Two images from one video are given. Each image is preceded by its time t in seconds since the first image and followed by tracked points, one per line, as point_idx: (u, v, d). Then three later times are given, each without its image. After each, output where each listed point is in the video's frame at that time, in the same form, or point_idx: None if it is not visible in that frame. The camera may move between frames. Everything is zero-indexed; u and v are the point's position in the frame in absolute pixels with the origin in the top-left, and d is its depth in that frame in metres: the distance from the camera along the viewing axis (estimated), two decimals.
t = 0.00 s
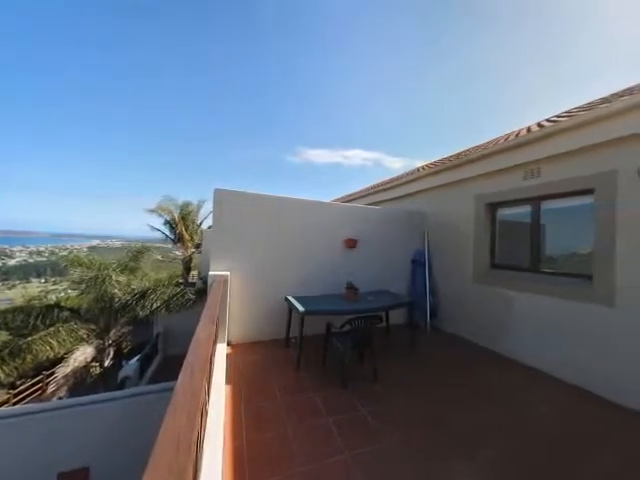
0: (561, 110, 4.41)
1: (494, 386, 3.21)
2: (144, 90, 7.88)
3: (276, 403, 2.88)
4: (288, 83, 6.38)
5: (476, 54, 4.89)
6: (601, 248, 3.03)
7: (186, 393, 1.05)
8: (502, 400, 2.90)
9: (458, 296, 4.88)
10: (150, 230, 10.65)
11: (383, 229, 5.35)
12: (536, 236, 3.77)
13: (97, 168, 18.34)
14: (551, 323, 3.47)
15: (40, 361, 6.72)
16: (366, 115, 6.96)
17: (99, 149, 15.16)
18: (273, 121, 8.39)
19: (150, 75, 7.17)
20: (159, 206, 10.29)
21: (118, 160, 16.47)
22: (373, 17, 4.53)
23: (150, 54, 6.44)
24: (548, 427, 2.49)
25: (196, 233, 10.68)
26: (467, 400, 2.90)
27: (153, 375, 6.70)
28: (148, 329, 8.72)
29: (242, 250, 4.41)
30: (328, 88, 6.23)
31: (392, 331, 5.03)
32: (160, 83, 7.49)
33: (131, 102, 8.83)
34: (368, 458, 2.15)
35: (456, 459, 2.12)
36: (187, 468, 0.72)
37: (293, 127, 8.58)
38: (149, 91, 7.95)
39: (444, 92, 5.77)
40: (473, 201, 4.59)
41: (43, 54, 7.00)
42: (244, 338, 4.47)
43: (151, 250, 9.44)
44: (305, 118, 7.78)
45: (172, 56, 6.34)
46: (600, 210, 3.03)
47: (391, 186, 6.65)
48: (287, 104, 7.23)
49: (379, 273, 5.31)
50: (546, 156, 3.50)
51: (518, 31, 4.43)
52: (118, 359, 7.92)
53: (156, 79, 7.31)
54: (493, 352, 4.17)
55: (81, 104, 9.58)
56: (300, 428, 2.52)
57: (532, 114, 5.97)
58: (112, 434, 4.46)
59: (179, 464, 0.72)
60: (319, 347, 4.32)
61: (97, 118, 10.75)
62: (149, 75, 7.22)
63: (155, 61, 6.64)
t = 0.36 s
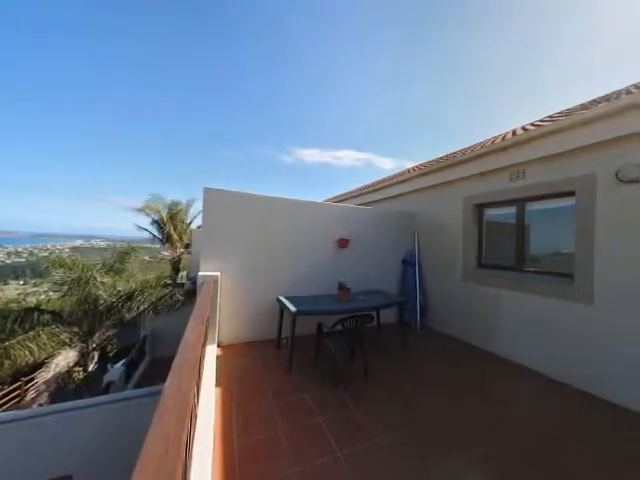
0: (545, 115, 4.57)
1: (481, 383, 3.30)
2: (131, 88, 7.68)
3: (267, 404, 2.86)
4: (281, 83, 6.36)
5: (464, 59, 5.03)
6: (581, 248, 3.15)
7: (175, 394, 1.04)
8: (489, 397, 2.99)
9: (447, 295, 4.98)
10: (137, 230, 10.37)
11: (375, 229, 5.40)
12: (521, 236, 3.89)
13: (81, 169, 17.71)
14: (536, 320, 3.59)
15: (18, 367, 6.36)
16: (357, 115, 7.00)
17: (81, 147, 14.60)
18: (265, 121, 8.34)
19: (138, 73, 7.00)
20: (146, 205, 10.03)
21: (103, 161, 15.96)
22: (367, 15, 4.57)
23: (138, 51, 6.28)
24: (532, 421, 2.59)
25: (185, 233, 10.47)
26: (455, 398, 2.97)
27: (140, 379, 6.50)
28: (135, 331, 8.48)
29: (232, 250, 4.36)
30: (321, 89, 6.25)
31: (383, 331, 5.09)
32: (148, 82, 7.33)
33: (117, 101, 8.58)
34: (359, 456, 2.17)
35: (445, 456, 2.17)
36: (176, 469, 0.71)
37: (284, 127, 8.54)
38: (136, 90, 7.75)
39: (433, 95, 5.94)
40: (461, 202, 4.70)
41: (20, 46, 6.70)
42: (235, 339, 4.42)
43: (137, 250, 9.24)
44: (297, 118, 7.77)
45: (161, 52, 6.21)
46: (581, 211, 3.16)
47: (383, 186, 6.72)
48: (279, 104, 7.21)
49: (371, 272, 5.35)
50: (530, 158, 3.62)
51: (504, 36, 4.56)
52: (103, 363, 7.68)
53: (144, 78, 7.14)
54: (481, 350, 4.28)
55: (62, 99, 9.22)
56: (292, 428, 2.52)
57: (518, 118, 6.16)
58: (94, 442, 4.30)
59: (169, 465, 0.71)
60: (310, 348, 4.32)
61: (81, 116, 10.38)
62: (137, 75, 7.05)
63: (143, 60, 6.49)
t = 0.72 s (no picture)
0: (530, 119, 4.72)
1: (469, 380, 3.38)
2: (116, 86, 7.45)
3: (258, 406, 2.84)
4: (272, 83, 6.32)
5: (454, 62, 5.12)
6: (563, 248, 3.28)
7: (163, 399, 1.02)
8: (477, 394, 3.07)
9: (436, 294, 5.08)
10: (123, 230, 10.20)
11: (366, 230, 5.45)
12: (507, 237, 4.01)
13: (63, 170, 17.04)
14: (521, 318, 3.71)
15: None
16: (350, 115, 6.99)
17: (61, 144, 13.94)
18: (256, 121, 8.27)
19: (124, 72, 6.79)
20: (133, 204, 9.78)
21: (86, 159, 15.40)
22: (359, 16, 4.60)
23: (124, 50, 6.10)
24: (518, 416, 2.68)
25: (173, 233, 10.30)
26: (444, 395, 3.04)
27: (126, 383, 6.33)
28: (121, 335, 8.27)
29: (223, 251, 4.29)
30: (313, 89, 6.26)
31: (374, 330, 5.15)
32: (135, 81, 7.14)
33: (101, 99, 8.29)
34: (350, 455, 2.19)
35: (435, 454, 2.20)
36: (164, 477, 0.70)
37: (274, 127, 8.45)
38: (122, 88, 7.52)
39: (425, 95, 5.99)
40: (450, 203, 4.80)
41: None
42: (225, 340, 4.35)
43: (123, 250, 8.91)
44: (289, 118, 7.73)
45: (148, 50, 6.04)
46: (562, 212, 3.29)
47: (373, 187, 6.78)
48: (271, 104, 7.16)
49: (362, 272, 5.39)
50: (516, 161, 3.74)
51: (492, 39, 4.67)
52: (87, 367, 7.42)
53: (130, 77, 6.94)
54: (469, 347, 4.40)
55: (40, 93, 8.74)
56: (283, 429, 2.51)
57: (504, 121, 6.34)
58: (73, 452, 4.12)
59: (156, 472, 0.70)
60: (302, 348, 4.32)
61: (62, 113, 9.98)
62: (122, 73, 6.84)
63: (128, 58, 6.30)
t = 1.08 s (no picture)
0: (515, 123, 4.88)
1: (458, 377, 3.46)
2: (102, 85, 7.22)
3: (249, 407, 2.82)
4: (263, 83, 6.28)
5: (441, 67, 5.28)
6: (546, 248, 3.41)
7: (151, 402, 1.00)
8: (465, 390, 3.16)
9: (426, 294, 5.17)
10: (108, 229, 9.85)
11: (357, 230, 5.50)
12: (494, 237, 4.13)
13: (41, 170, 16.28)
14: (506, 315, 3.83)
15: None
16: (342, 115, 7.01)
17: (41, 141, 13.35)
18: (247, 121, 8.20)
19: (111, 69, 6.58)
20: (118, 203, 9.46)
21: (68, 156, 14.83)
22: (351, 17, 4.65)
23: (110, 47, 5.90)
24: (503, 410, 2.77)
25: (161, 233, 9.99)
26: (434, 392, 3.11)
27: (112, 388, 6.12)
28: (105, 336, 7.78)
29: (213, 251, 4.22)
30: (304, 90, 6.27)
31: (365, 329, 5.20)
32: (120, 80, 6.96)
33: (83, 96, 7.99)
34: (342, 454, 2.20)
35: (426, 449, 2.25)
36: None
37: (265, 127, 8.38)
38: (106, 86, 7.28)
39: (413, 98, 6.09)
40: (439, 203, 4.90)
41: None
42: (215, 342, 4.29)
43: (109, 250, 8.51)
44: (280, 118, 7.70)
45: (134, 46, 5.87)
46: (545, 214, 3.42)
47: (365, 187, 6.83)
48: (261, 104, 7.12)
49: (353, 272, 5.43)
50: (501, 164, 3.86)
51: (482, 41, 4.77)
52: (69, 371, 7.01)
53: (115, 75, 6.75)
54: (457, 344, 4.50)
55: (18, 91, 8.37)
56: (275, 429, 2.50)
57: (490, 125, 6.53)
58: (55, 459, 3.95)
59: (145, 477, 0.69)
60: (293, 348, 4.31)
61: (41, 110, 9.55)
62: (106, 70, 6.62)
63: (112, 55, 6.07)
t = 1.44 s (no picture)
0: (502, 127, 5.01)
1: (447, 374, 3.53)
2: (87, 81, 6.97)
3: (239, 409, 2.78)
4: (256, 82, 6.23)
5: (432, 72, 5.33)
6: (530, 248, 3.52)
7: (137, 406, 0.97)
8: (453, 387, 3.22)
9: (416, 293, 5.25)
10: (92, 230, 9.49)
11: (348, 230, 5.52)
12: (481, 237, 4.24)
13: (21, 171, 15.55)
14: (493, 313, 3.94)
15: None
16: (334, 115, 7.01)
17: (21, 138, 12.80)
18: (238, 120, 8.09)
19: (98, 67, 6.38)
20: (103, 201, 9.09)
21: (49, 154, 14.22)
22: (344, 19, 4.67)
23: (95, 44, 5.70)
24: (490, 406, 2.84)
25: (148, 233, 9.68)
26: (424, 390, 3.16)
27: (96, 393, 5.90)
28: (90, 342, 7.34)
29: (202, 251, 4.15)
30: (297, 90, 6.25)
31: (356, 328, 5.22)
32: (106, 77, 6.76)
33: (66, 92, 7.69)
34: (333, 454, 2.21)
35: (416, 446, 2.28)
36: None
37: (256, 126, 8.30)
38: (91, 83, 7.04)
39: (404, 101, 6.18)
40: (429, 204, 4.99)
41: None
42: (205, 344, 4.22)
43: (93, 251, 8.59)
44: (272, 118, 7.65)
45: (119, 44, 5.68)
46: (530, 214, 3.53)
47: (356, 187, 6.87)
48: (253, 104, 7.04)
49: (345, 272, 5.45)
50: (488, 166, 3.96)
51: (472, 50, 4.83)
52: (50, 377, 6.70)
53: (102, 73, 6.55)
54: (446, 342, 4.59)
55: None
56: (266, 431, 2.48)
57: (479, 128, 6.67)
58: (34, 470, 3.77)
59: None
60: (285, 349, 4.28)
61: (20, 106, 9.12)
62: (91, 67, 6.40)
63: (96, 51, 5.86)
